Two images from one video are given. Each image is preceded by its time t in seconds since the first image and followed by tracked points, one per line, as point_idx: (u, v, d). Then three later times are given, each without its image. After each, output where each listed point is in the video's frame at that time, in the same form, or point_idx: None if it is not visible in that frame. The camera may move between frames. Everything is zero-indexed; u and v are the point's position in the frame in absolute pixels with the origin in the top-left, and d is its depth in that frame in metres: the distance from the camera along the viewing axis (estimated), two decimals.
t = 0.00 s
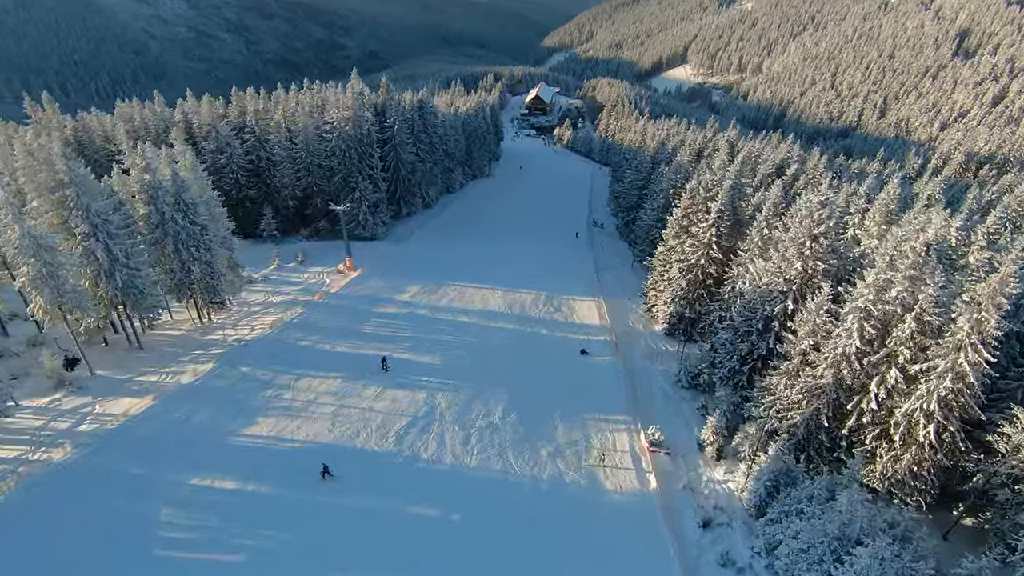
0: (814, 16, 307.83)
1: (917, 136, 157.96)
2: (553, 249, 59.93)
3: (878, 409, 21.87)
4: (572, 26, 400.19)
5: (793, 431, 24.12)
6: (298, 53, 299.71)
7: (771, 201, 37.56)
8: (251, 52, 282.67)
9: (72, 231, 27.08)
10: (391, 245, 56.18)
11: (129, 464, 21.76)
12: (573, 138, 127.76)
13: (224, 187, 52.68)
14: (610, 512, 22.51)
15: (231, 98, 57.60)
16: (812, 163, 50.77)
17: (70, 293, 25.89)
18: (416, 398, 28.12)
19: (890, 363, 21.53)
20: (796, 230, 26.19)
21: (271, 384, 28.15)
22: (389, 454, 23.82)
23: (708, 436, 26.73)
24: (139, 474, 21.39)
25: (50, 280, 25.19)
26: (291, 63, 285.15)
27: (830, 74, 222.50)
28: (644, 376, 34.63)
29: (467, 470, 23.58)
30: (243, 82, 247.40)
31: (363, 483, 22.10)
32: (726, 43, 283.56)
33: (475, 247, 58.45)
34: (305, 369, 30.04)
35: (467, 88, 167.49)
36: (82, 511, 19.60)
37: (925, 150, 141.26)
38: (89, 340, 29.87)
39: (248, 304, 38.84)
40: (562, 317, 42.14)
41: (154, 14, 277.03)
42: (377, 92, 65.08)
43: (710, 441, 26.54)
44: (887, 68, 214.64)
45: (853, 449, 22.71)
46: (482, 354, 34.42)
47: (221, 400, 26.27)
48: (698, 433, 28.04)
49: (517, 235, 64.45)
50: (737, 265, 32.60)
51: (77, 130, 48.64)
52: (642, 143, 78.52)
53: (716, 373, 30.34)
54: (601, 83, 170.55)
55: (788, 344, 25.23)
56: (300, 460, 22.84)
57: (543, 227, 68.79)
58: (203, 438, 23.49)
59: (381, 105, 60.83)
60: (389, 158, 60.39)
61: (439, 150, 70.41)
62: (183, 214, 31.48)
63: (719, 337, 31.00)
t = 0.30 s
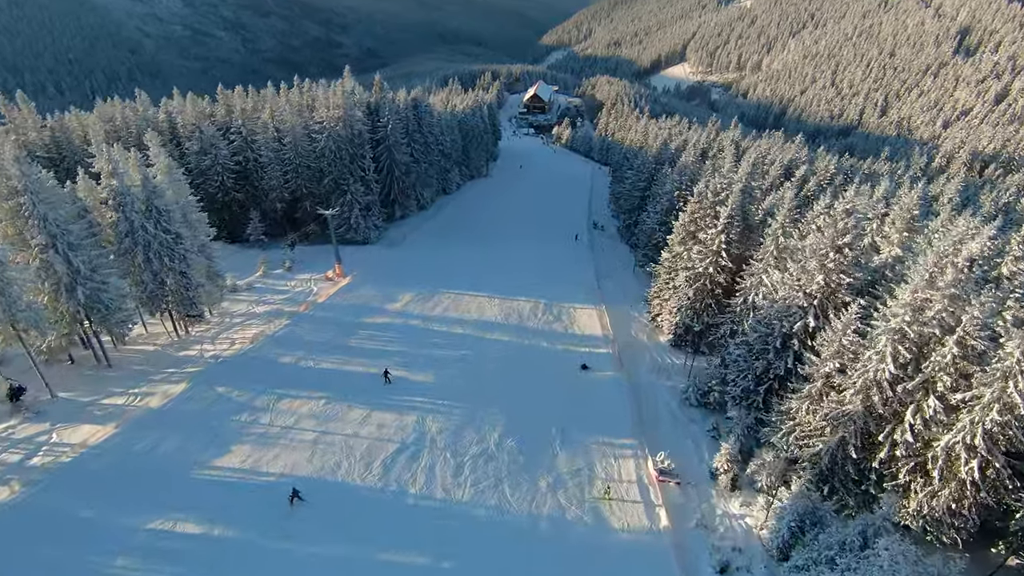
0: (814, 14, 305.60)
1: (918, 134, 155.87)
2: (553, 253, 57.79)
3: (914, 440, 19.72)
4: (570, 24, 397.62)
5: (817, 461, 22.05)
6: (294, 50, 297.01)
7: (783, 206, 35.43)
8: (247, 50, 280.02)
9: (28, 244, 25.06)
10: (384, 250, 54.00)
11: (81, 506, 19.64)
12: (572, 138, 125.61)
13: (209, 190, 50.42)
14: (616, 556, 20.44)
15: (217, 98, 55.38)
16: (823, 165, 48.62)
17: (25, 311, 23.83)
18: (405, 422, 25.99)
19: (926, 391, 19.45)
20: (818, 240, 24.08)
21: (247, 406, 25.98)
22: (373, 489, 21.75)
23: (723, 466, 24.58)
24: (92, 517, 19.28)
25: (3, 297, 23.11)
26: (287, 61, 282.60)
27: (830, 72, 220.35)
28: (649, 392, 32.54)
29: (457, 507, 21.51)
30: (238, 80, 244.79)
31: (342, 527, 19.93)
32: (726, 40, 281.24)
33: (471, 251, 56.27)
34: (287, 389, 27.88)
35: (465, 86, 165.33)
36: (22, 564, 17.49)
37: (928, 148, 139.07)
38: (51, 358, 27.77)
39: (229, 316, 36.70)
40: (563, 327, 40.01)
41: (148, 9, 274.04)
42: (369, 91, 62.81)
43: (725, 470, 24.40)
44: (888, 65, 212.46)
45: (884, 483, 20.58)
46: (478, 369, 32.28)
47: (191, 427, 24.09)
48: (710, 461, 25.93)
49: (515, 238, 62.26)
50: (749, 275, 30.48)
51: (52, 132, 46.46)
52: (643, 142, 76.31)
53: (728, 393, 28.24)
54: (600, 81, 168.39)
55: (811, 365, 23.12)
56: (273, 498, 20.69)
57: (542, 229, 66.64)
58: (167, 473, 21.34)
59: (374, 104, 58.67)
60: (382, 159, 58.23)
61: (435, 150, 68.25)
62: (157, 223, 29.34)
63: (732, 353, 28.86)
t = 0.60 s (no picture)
0: (814, 6, 302.33)
1: (920, 128, 153.51)
2: (551, 252, 55.63)
3: (955, 471, 17.59)
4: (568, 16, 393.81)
5: (843, 489, 20.04)
6: (289, 43, 293.50)
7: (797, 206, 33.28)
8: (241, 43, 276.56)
9: None
10: (376, 249, 51.83)
11: (29, 549, 17.85)
12: (571, 131, 123.17)
13: (192, 187, 48.18)
14: None
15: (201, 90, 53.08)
16: (834, 161, 46.41)
17: None
18: (392, 443, 23.96)
19: (969, 417, 17.36)
20: (843, 246, 21.98)
21: (220, 427, 23.96)
22: (353, 523, 19.80)
23: (738, 493, 22.58)
24: (39, 562, 17.49)
25: None
26: (282, 54, 279.16)
27: (831, 65, 217.70)
28: (654, 405, 30.56)
29: (446, 543, 19.59)
30: (232, 73, 241.59)
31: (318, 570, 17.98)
32: (725, 33, 278.23)
33: (465, 250, 54.14)
34: (265, 405, 25.85)
35: (463, 78, 162.79)
36: None
37: (931, 142, 136.82)
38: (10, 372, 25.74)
39: (208, 322, 34.65)
40: (562, 332, 37.96)
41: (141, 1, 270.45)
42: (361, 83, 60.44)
43: (740, 498, 22.40)
44: (890, 58, 209.77)
45: (919, 516, 18.49)
46: (472, 380, 30.28)
47: (157, 452, 22.13)
48: (723, 485, 23.95)
49: (512, 237, 60.12)
50: (763, 280, 28.41)
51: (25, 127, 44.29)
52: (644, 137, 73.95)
53: (741, 408, 26.19)
54: (599, 73, 165.87)
55: (836, 383, 21.07)
56: (243, 537, 18.71)
57: (540, 227, 64.48)
58: (125, 509, 19.48)
59: (365, 97, 56.36)
60: (374, 154, 55.95)
61: (430, 145, 65.96)
62: (125, 226, 27.18)
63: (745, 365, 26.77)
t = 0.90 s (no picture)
0: (815, 3, 299.71)
1: (924, 126, 151.06)
2: (551, 255, 53.59)
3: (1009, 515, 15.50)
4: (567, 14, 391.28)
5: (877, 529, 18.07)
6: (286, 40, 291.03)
7: (813, 209, 31.25)
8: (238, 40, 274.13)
9: None
10: (369, 253, 49.81)
11: None
12: (571, 130, 121.01)
13: (176, 189, 46.15)
14: None
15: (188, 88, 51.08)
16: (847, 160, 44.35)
17: None
18: (378, 472, 21.98)
19: None
20: (873, 258, 19.99)
21: (192, 454, 22.00)
22: (332, 567, 17.87)
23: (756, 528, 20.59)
24: None
25: None
26: (279, 52, 276.71)
27: (833, 62, 215.36)
28: (662, 423, 28.55)
29: None
30: (228, 71, 239.15)
31: None
32: (726, 30, 275.78)
33: (462, 254, 52.07)
34: (243, 428, 23.89)
35: (462, 76, 160.60)
36: None
37: (936, 141, 134.51)
38: None
39: (187, 333, 32.68)
40: (563, 343, 35.97)
41: None
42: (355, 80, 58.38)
43: (759, 534, 20.43)
44: (892, 55, 207.36)
45: (963, 563, 16.48)
46: (467, 397, 28.28)
47: (120, 484, 20.22)
48: (740, 519, 21.97)
49: (511, 239, 58.11)
50: (779, 291, 26.41)
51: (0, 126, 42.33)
52: (646, 136, 71.80)
53: (757, 431, 24.20)
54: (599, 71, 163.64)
55: (868, 409, 19.08)
56: None
57: (539, 228, 62.44)
58: (80, 553, 17.61)
59: (358, 95, 54.31)
60: (367, 154, 53.89)
61: (427, 144, 63.88)
62: (90, 233, 25.19)
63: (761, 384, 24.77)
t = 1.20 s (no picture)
0: None
1: (928, 116, 148.54)
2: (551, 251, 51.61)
3: None
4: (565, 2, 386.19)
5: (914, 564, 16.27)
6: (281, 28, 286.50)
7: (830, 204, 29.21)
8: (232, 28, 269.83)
9: None
10: (361, 249, 47.79)
11: None
12: (570, 120, 118.48)
13: (159, 182, 44.05)
14: None
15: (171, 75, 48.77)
16: (860, 151, 42.29)
17: None
18: (363, 495, 20.17)
19: None
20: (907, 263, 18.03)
21: (160, 476, 20.19)
22: None
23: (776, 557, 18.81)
24: None
25: None
26: (273, 40, 272.51)
27: (835, 51, 212.16)
28: (669, 435, 26.75)
29: None
30: (221, 59, 235.25)
31: None
32: (727, 18, 271.92)
33: (457, 249, 50.09)
34: (218, 444, 22.05)
35: (458, 65, 157.49)
36: None
37: (940, 131, 132.18)
38: None
39: (165, 337, 30.74)
40: (564, 345, 34.09)
41: None
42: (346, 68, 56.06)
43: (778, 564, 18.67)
44: (895, 44, 204.21)
45: None
46: (461, 406, 26.45)
47: (79, 512, 18.43)
48: (756, 544, 20.24)
49: (509, 233, 56.08)
50: (798, 295, 24.50)
51: None
52: (648, 126, 69.57)
53: (774, 446, 22.38)
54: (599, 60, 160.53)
55: (902, 430, 17.22)
56: None
57: (538, 222, 60.42)
58: None
59: (349, 83, 52.02)
60: (359, 145, 51.73)
61: (422, 134, 61.65)
62: (47, 232, 23.17)
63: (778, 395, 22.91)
